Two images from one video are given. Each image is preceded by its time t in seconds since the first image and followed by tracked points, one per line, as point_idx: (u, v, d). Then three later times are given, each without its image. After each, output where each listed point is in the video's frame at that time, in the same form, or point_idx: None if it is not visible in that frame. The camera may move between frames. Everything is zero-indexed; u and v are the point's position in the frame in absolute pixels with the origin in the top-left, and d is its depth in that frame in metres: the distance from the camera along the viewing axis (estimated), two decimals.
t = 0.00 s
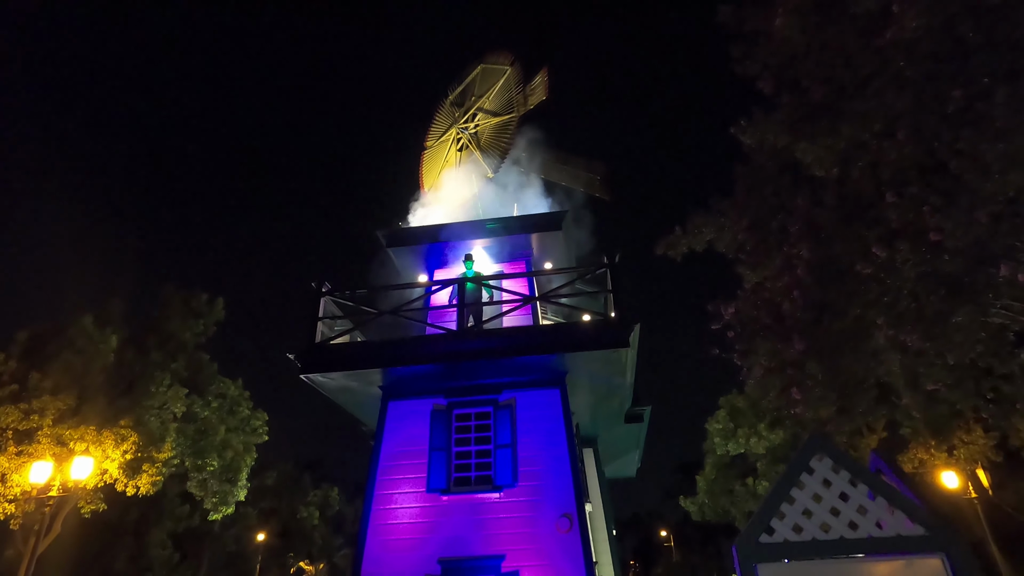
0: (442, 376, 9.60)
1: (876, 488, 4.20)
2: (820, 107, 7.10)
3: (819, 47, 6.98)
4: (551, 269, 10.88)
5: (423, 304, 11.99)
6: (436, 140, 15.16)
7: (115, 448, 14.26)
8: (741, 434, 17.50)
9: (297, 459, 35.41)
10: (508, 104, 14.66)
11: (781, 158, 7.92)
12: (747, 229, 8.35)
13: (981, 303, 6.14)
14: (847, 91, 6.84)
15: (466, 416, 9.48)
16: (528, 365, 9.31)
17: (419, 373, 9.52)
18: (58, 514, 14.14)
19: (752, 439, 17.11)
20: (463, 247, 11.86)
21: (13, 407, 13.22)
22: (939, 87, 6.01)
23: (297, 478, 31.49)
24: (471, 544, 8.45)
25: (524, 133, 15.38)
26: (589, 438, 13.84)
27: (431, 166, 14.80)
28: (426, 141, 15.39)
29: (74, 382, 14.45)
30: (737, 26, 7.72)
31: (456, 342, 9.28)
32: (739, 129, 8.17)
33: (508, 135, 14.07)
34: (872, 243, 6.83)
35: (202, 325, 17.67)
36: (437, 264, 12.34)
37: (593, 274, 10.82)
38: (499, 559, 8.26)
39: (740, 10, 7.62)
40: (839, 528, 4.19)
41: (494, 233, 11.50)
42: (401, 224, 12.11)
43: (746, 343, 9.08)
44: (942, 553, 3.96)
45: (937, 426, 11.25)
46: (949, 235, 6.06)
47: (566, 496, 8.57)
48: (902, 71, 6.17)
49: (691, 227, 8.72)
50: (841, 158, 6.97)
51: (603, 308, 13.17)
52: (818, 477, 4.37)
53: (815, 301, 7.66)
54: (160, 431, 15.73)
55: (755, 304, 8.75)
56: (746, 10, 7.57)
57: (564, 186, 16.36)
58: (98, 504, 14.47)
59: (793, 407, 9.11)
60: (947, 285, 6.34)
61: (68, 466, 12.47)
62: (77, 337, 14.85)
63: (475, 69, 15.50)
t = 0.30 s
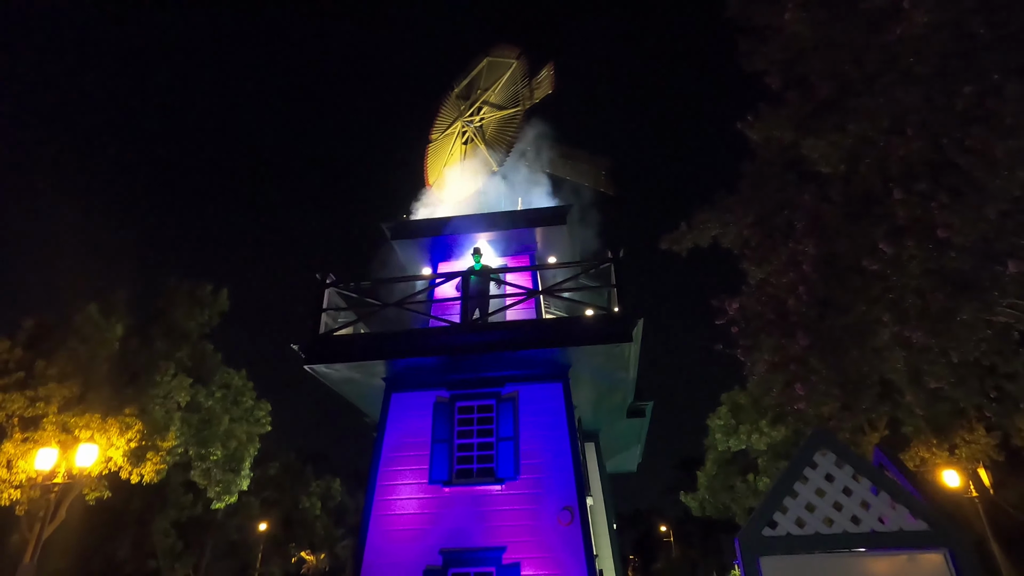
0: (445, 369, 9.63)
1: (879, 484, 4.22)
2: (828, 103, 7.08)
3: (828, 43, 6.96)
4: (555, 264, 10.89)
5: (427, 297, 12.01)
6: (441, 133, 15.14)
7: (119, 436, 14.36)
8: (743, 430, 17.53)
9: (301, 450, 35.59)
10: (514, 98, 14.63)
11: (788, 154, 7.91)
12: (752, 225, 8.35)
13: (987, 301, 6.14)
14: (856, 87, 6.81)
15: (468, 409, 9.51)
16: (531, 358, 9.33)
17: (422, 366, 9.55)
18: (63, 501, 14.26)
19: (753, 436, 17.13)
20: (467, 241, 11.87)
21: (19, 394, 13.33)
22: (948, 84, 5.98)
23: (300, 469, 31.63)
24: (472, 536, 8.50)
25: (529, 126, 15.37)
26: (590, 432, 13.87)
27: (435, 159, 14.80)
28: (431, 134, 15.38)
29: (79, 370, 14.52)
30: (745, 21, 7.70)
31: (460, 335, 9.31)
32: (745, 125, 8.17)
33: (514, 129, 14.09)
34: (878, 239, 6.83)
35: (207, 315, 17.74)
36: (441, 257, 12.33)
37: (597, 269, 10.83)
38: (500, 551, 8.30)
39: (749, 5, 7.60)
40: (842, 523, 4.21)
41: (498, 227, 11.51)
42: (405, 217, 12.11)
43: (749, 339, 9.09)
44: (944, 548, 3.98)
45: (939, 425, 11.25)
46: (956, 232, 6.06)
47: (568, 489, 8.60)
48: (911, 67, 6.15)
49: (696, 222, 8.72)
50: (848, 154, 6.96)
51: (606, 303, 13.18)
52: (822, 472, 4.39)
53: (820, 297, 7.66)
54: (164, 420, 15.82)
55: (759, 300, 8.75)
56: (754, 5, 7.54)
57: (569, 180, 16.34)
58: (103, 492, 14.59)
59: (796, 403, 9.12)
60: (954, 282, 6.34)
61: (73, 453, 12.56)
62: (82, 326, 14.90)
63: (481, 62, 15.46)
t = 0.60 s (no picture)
0: (448, 358, 9.67)
1: (879, 479, 4.25)
2: (836, 98, 7.05)
3: (838, 37, 6.92)
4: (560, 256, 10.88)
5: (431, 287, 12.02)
6: (447, 123, 15.13)
7: (125, 420, 14.49)
8: (744, 425, 17.57)
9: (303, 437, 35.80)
10: (521, 90, 14.44)
11: (794, 148, 7.92)
12: (757, 219, 8.35)
13: (992, 298, 6.13)
14: (865, 82, 6.78)
15: (471, 399, 9.55)
16: (534, 350, 9.36)
17: (425, 355, 9.59)
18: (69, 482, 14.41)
19: (754, 431, 17.16)
20: (472, 231, 11.85)
21: (26, 375, 13.45)
22: (959, 79, 5.94)
23: (302, 455, 31.85)
24: (473, 524, 8.56)
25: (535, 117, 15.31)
26: (592, 424, 13.92)
27: (440, 149, 14.81)
28: (437, 124, 15.36)
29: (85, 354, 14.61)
30: (755, 14, 7.65)
31: (463, 325, 9.34)
32: (754, 119, 8.13)
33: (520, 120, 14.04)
34: (884, 235, 6.81)
35: (212, 301, 17.79)
36: (446, 247, 12.32)
37: (601, 262, 10.82)
38: (500, 540, 8.37)
39: None
40: (841, 516, 4.24)
41: (503, 218, 11.50)
42: (410, 207, 12.13)
43: (753, 333, 9.08)
44: (943, 543, 4.01)
45: (940, 423, 11.24)
46: (964, 229, 6.01)
47: (569, 481, 8.65)
48: (922, 62, 6.11)
49: (702, 216, 8.72)
50: (855, 150, 6.95)
51: (609, 296, 13.19)
52: (823, 466, 4.41)
53: (824, 292, 7.66)
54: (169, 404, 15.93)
55: (764, 294, 8.75)
56: None
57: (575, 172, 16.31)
58: (108, 474, 14.73)
59: (798, 398, 9.14)
60: (960, 279, 6.33)
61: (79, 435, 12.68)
62: (88, 310, 14.90)
63: (488, 53, 15.41)
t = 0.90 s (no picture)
0: (452, 349, 9.71)
1: (881, 473, 4.27)
2: (844, 91, 7.02)
3: (847, 30, 6.87)
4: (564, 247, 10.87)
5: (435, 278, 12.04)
6: (452, 114, 15.09)
7: (131, 407, 14.60)
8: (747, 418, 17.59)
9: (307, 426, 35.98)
10: (526, 80, 14.48)
11: (800, 142, 7.89)
12: (763, 213, 8.34)
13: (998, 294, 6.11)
14: (873, 75, 6.74)
15: (474, 389, 9.59)
16: (537, 341, 9.40)
17: (430, 345, 9.64)
18: (76, 468, 14.55)
19: (757, 424, 17.19)
20: (476, 222, 11.83)
21: (34, 362, 13.54)
22: (969, 73, 5.90)
23: (307, 443, 32.07)
24: (475, 514, 8.63)
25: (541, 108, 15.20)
26: (595, 415, 13.97)
27: (445, 140, 14.75)
28: (442, 114, 15.31)
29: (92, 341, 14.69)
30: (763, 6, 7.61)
31: (467, 316, 9.37)
32: (761, 112, 8.10)
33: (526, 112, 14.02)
34: (890, 230, 6.78)
35: (217, 290, 17.86)
36: (451, 238, 12.33)
37: (606, 254, 10.82)
38: (503, 529, 8.44)
39: None
40: (843, 510, 4.26)
41: (507, 209, 11.50)
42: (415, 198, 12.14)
43: (757, 327, 9.08)
44: (944, 537, 4.04)
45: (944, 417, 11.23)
46: (970, 224, 5.99)
47: (571, 471, 8.70)
48: (931, 56, 6.07)
49: (707, 209, 8.71)
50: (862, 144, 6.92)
51: (614, 288, 13.20)
52: (825, 460, 4.43)
53: (829, 286, 7.65)
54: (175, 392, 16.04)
55: (768, 288, 8.75)
56: None
57: (580, 164, 16.26)
58: (115, 460, 14.86)
59: (801, 392, 9.15)
60: (966, 275, 6.31)
61: (87, 422, 12.78)
62: (96, 297, 15.02)
63: (494, 43, 15.32)
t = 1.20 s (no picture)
0: (452, 348, 9.74)
1: (879, 471, 4.30)
2: (841, 89, 7.03)
3: (844, 28, 6.88)
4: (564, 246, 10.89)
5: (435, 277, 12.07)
6: (451, 113, 15.11)
7: (132, 408, 14.62)
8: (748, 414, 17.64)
9: (308, 425, 36.04)
10: (524, 79, 14.30)
11: (798, 140, 7.92)
12: (762, 210, 8.36)
13: (996, 291, 6.13)
14: (869, 74, 6.76)
15: (475, 388, 9.61)
16: (537, 339, 9.41)
17: (430, 345, 9.66)
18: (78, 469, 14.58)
19: (757, 420, 17.25)
20: (475, 221, 11.85)
21: (35, 364, 13.56)
22: (965, 71, 5.91)
23: (308, 442, 32.14)
24: (477, 512, 8.67)
25: (539, 106, 15.14)
26: (595, 413, 14.00)
27: (444, 139, 14.82)
28: (441, 114, 15.34)
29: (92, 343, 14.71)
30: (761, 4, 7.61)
31: (466, 315, 9.39)
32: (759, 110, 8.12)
33: (523, 111, 13.77)
34: (888, 228, 6.80)
35: (217, 291, 17.88)
36: (450, 237, 12.35)
37: (605, 252, 10.84)
38: (505, 527, 8.46)
39: None
40: (840, 507, 4.30)
41: (506, 207, 11.51)
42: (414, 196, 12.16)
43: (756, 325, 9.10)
44: (941, 534, 4.06)
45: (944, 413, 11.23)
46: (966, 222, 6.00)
47: (572, 469, 8.72)
48: (928, 54, 6.08)
49: (706, 207, 8.73)
50: (859, 142, 6.94)
51: (614, 286, 13.23)
52: (823, 457, 4.47)
53: (827, 284, 7.69)
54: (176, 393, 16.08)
55: (766, 286, 8.77)
56: None
57: (578, 162, 16.27)
58: (117, 461, 14.90)
59: (800, 388, 9.18)
60: (963, 272, 6.34)
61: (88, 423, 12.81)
62: (96, 299, 15.05)
63: (492, 42, 15.33)
